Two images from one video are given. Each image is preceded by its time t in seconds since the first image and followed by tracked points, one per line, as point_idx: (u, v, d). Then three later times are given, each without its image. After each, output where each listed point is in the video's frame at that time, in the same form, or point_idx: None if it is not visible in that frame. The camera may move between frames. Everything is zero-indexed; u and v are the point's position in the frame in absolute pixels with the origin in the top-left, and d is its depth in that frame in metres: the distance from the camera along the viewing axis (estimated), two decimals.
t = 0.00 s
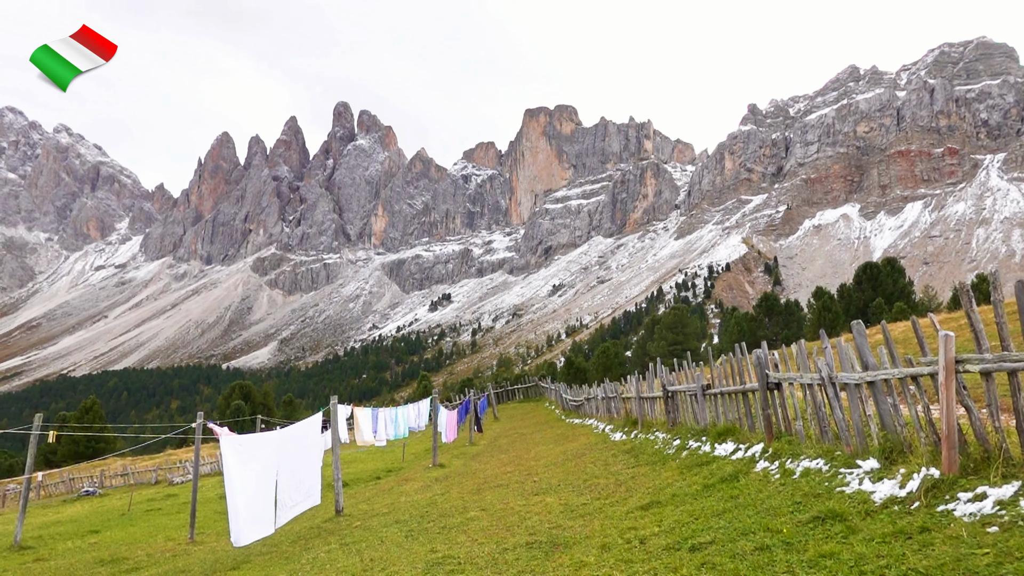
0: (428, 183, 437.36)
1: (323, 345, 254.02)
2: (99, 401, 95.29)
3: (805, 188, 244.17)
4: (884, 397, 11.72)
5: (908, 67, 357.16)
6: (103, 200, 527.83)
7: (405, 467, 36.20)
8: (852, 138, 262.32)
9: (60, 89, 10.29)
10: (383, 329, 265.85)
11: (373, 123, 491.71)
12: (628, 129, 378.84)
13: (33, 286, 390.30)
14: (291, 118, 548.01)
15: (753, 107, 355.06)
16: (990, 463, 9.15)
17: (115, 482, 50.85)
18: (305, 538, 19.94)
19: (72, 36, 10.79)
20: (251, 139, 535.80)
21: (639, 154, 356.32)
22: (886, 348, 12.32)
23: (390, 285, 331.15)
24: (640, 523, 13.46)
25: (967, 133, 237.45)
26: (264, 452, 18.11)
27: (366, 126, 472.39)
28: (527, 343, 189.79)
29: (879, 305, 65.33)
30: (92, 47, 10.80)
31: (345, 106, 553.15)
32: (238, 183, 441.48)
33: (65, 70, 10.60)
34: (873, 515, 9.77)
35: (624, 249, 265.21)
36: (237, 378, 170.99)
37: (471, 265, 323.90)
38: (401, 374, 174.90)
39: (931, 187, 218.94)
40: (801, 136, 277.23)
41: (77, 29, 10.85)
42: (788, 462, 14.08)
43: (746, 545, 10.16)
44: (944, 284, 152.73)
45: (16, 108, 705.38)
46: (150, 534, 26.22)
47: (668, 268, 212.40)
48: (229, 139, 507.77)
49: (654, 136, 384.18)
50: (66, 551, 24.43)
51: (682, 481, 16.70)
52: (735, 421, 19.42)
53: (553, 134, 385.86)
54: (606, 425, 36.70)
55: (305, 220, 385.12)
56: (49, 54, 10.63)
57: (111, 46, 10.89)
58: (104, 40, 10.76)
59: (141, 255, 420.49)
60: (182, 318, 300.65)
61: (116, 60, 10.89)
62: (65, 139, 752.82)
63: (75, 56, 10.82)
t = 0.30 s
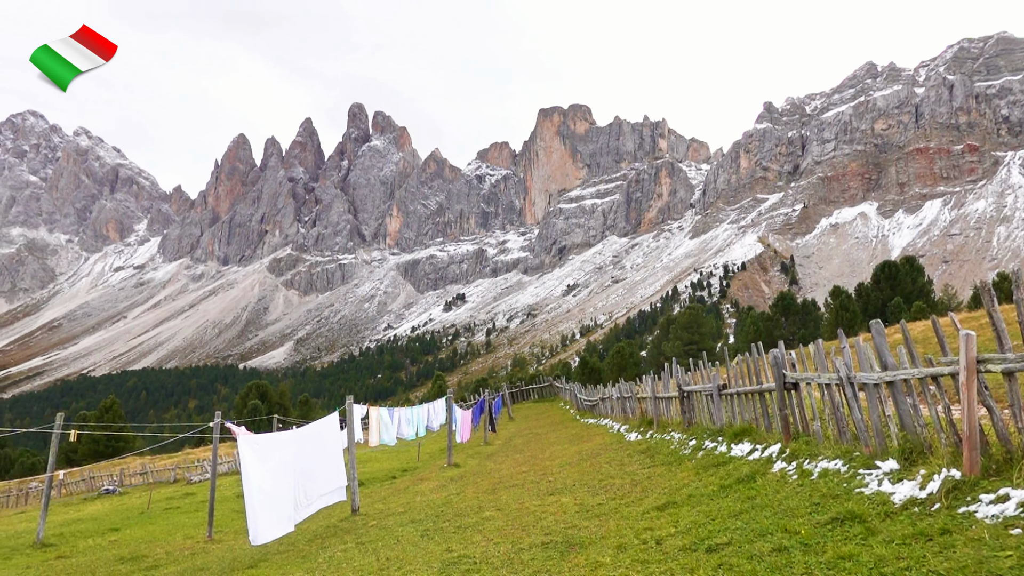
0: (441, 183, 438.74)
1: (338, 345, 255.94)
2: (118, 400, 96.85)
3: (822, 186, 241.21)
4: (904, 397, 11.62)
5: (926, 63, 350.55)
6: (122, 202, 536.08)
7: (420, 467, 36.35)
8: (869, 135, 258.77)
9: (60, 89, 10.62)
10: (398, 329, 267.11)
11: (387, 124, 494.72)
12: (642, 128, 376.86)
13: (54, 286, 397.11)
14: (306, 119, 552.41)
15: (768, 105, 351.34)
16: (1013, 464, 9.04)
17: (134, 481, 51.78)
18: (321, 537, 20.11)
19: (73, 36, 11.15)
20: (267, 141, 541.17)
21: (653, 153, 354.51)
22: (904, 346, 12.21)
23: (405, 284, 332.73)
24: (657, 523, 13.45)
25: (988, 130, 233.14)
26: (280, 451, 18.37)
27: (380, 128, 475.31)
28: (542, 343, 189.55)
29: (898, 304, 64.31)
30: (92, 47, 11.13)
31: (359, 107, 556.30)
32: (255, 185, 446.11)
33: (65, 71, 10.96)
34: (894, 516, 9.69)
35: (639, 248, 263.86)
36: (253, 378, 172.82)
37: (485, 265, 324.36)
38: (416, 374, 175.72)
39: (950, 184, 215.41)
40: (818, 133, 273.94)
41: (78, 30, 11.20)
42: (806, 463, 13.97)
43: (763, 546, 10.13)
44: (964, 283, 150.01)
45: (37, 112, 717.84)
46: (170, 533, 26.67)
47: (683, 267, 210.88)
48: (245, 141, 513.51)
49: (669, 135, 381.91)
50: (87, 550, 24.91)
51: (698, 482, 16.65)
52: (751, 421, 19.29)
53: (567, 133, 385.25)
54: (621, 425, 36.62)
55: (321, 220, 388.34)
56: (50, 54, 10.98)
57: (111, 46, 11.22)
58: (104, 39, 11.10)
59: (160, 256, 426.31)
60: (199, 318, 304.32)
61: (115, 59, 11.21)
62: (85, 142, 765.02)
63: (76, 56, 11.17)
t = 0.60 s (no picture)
0: (453, 183, 439.58)
1: (351, 345, 257.66)
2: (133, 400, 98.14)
3: (836, 184, 238.74)
4: (922, 397, 11.52)
5: (942, 60, 345.13)
6: (138, 203, 542.77)
7: (432, 466, 36.46)
8: (884, 133, 255.52)
9: (59, 89, 10.67)
10: (410, 329, 268.14)
11: (399, 125, 496.94)
12: (654, 127, 374.97)
13: (70, 287, 402.94)
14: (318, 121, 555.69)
15: (781, 104, 348.26)
16: None
17: (150, 479, 52.58)
18: (333, 536, 20.29)
19: (72, 36, 11.15)
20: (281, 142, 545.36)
21: (665, 152, 352.75)
22: (921, 346, 12.09)
23: (416, 284, 333.83)
24: (670, 523, 13.48)
25: (1005, 127, 229.23)
26: (296, 450, 18.66)
27: (392, 128, 477.68)
28: (554, 343, 189.41)
29: (913, 303, 63.50)
30: (93, 47, 11.17)
31: (371, 108, 559.23)
32: (268, 186, 449.86)
33: (66, 70, 10.99)
34: (909, 518, 9.61)
35: (651, 248, 262.61)
36: (267, 378, 174.47)
37: (497, 265, 324.59)
38: (428, 374, 176.50)
39: (967, 181, 212.60)
40: (831, 132, 271.08)
41: (78, 30, 11.22)
42: (822, 463, 13.89)
43: (777, 549, 10.07)
44: (981, 282, 147.72)
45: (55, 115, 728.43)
46: (186, 530, 27.11)
47: (695, 267, 209.58)
48: (258, 143, 518.06)
49: (680, 134, 380.11)
50: (103, 547, 25.34)
51: (711, 482, 16.60)
52: (765, 421, 19.22)
53: (578, 133, 384.62)
54: (633, 424, 36.56)
55: (333, 221, 390.69)
56: (50, 54, 11.01)
57: (111, 46, 11.24)
58: (104, 39, 11.12)
59: (174, 257, 431.13)
60: (213, 318, 307.39)
61: (115, 60, 11.23)
62: (101, 144, 774.84)
63: (75, 55, 11.18)
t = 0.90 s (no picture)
0: (466, 184, 440.69)
1: (365, 346, 259.46)
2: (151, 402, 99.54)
3: (851, 183, 236.35)
4: (940, 397, 11.41)
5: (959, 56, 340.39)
6: (154, 206, 550.07)
7: (446, 467, 36.72)
8: (900, 131, 252.57)
9: (60, 88, 10.92)
10: (424, 330, 269.27)
11: (411, 127, 499.12)
12: (667, 126, 373.39)
13: (89, 289, 408.93)
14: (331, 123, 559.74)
15: (795, 102, 345.27)
16: None
17: (167, 479, 53.36)
18: (348, 538, 20.43)
19: (73, 36, 11.44)
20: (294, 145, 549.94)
21: (678, 152, 351.22)
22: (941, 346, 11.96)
23: (429, 285, 335.08)
24: (685, 525, 13.48)
25: None
26: (311, 449, 18.91)
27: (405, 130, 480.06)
28: (567, 343, 189.46)
29: (931, 302, 62.67)
30: (92, 46, 11.44)
31: (384, 110, 562.33)
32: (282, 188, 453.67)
33: (66, 71, 11.27)
34: (930, 519, 9.51)
35: (664, 248, 261.39)
36: (282, 379, 176.18)
37: (510, 266, 324.83)
38: (442, 374, 177.42)
39: (985, 179, 209.73)
40: (846, 130, 268.07)
41: (78, 30, 11.50)
42: (839, 464, 13.79)
43: (795, 550, 10.06)
44: (1000, 281, 145.61)
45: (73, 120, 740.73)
46: (203, 530, 27.46)
47: (709, 267, 208.41)
48: (272, 146, 523.10)
49: (694, 134, 378.23)
50: (122, 546, 25.78)
51: (726, 483, 16.57)
52: (781, 422, 19.08)
53: (591, 133, 384.00)
54: (648, 425, 36.51)
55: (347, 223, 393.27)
56: (50, 55, 11.28)
57: (112, 46, 11.56)
58: (103, 40, 11.41)
59: (190, 259, 436.36)
60: (229, 319, 310.70)
61: (115, 59, 11.51)
62: (118, 147, 785.57)
63: (75, 56, 11.43)
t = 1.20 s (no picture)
0: (479, 184, 441.30)
1: (379, 346, 260.82)
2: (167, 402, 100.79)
3: (867, 181, 233.41)
4: (960, 397, 11.31)
5: (977, 51, 335.25)
6: (171, 208, 556.67)
7: (460, 467, 36.86)
8: (917, 128, 249.32)
9: (60, 89, 11.02)
10: (437, 330, 270.02)
11: (424, 128, 500.94)
12: (680, 125, 371.19)
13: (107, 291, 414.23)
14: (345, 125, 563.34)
15: (810, 99, 341.84)
16: None
17: (184, 479, 54.12)
18: (364, 537, 20.65)
19: (73, 36, 11.56)
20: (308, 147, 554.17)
21: (692, 151, 349.23)
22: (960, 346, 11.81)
23: (443, 286, 335.74)
24: (701, 525, 13.46)
25: None
26: (327, 450, 19.13)
27: (418, 131, 481.96)
28: (580, 343, 189.20)
29: (949, 301, 61.67)
30: (92, 46, 11.56)
31: (397, 111, 564.76)
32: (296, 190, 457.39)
33: (65, 70, 11.32)
34: (949, 521, 9.46)
35: (678, 247, 259.82)
36: (296, 379, 177.63)
37: (523, 266, 324.62)
38: (455, 374, 177.90)
39: (1005, 176, 206.25)
40: (862, 127, 264.77)
41: (77, 31, 11.62)
42: (856, 465, 13.72)
43: (812, 552, 10.01)
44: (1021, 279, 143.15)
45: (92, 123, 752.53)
46: (219, 529, 27.83)
47: (723, 266, 206.87)
48: (287, 148, 527.39)
49: (707, 132, 375.83)
50: (141, 545, 26.20)
51: (743, 483, 16.51)
52: (797, 422, 18.95)
53: (604, 132, 382.94)
54: (662, 425, 36.42)
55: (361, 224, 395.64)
56: (50, 55, 11.39)
57: (112, 47, 11.67)
58: (104, 40, 11.53)
59: (206, 261, 441.26)
60: (244, 320, 313.78)
61: (115, 59, 11.62)
62: (135, 150, 795.45)
63: (75, 56, 11.55)
